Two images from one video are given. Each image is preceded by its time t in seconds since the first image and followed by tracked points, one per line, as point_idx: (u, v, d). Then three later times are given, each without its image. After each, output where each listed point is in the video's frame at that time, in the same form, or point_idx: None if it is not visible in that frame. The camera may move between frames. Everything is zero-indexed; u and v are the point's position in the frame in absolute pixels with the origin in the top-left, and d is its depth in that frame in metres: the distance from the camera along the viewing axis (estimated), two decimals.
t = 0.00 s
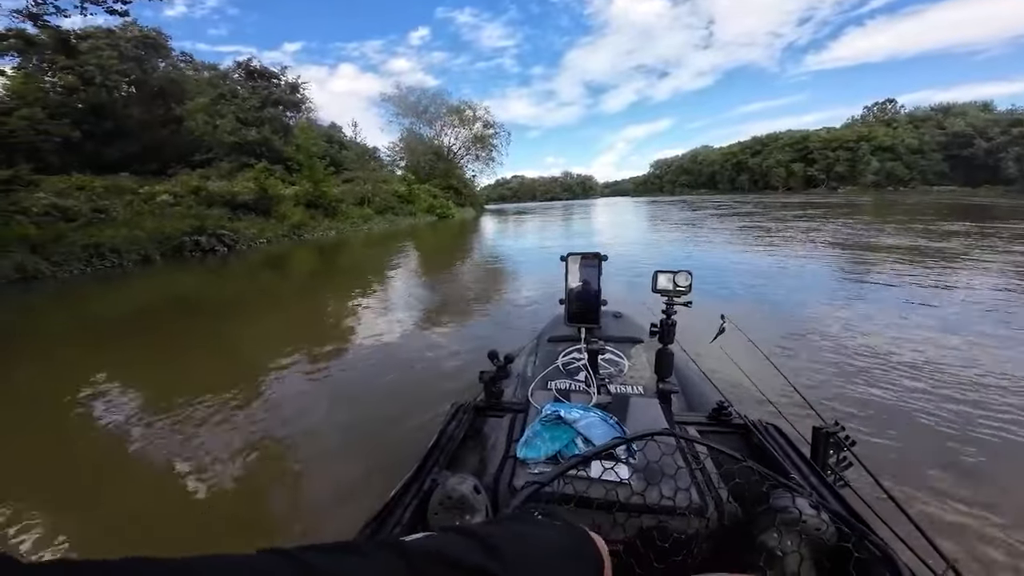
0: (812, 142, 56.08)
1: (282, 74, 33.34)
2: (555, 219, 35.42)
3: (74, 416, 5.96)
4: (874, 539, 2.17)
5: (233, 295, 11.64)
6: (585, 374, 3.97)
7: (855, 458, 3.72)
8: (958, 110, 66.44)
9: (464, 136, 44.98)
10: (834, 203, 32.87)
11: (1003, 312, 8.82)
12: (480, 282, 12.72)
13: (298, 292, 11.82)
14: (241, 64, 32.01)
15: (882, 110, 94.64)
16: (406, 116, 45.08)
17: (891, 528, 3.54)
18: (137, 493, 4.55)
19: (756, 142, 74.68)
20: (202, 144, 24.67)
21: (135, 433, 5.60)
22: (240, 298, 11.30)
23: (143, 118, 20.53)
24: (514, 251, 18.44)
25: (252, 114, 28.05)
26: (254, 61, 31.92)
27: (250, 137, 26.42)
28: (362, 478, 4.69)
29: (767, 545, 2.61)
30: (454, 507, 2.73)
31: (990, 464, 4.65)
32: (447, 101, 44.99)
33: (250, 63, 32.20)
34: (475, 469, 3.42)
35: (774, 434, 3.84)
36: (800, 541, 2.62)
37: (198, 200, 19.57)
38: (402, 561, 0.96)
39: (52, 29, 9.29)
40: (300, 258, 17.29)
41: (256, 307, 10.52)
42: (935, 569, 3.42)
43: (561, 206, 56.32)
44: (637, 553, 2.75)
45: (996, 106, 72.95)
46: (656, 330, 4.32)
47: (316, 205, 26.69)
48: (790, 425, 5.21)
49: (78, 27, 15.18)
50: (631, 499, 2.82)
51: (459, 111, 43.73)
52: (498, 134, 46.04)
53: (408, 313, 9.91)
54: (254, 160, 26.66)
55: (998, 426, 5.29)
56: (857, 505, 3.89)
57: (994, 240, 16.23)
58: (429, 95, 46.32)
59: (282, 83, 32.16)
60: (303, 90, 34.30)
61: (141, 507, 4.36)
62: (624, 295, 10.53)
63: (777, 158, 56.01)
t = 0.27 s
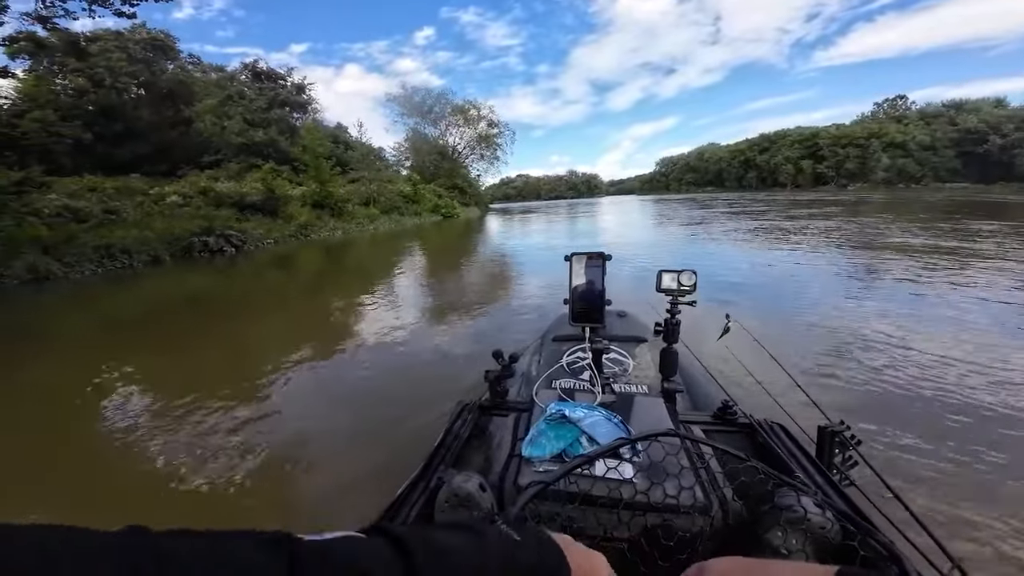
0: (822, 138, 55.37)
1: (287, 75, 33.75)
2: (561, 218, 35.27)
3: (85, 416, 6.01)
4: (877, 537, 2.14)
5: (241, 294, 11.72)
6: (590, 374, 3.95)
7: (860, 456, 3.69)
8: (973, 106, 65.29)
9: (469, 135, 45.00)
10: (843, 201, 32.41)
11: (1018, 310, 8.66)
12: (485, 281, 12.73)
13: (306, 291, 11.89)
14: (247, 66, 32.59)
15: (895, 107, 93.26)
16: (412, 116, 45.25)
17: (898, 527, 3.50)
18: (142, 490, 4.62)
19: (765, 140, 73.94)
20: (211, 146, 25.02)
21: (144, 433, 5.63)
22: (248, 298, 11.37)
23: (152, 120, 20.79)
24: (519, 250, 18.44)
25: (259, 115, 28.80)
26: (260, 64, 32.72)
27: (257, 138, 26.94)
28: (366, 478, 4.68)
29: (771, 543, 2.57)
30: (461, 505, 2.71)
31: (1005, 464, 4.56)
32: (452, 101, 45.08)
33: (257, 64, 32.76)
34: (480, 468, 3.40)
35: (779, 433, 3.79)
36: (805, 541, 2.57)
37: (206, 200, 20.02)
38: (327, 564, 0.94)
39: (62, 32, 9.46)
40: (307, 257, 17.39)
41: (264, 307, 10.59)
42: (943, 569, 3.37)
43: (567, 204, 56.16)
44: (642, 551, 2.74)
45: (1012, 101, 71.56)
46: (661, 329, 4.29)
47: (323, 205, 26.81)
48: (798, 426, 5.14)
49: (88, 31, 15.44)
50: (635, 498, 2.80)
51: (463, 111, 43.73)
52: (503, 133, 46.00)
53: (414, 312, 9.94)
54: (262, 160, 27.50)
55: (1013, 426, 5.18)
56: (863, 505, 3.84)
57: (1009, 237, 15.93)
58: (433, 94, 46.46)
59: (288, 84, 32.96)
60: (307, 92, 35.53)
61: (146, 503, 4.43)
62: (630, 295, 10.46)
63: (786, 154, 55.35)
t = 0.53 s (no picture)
0: (833, 136, 54.70)
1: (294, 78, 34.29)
2: (566, 217, 35.21)
3: (96, 415, 6.09)
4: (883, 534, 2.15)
5: (249, 295, 11.83)
6: (594, 374, 3.93)
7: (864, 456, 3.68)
8: (987, 102, 64.17)
9: (474, 135, 45.10)
10: (854, 199, 31.86)
11: None
12: (490, 281, 12.76)
13: (313, 292, 11.97)
14: (255, 68, 33.89)
15: (907, 103, 92.07)
16: (417, 116, 45.52)
17: (905, 526, 3.48)
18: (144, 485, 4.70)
19: (773, 138, 73.10)
20: (221, 148, 25.43)
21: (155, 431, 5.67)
22: (256, 299, 11.47)
23: (162, 122, 21.07)
24: (524, 249, 18.46)
25: (266, 117, 29.81)
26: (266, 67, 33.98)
27: (266, 140, 27.57)
28: (370, 478, 4.68)
29: (776, 543, 2.62)
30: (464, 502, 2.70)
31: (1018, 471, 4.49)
32: (457, 101, 45.24)
33: (264, 66, 34.29)
34: (484, 467, 3.39)
35: (785, 433, 3.75)
36: (809, 539, 2.59)
37: (217, 201, 20.51)
38: (306, 526, 0.88)
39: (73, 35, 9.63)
40: (314, 258, 17.53)
41: (272, 307, 10.67)
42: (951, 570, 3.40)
43: (572, 204, 56.11)
44: (646, 550, 2.73)
45: None
46: (665, 329, 4.26)
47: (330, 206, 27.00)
48: (807, 428, 5.08)
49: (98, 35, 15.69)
50: (640, 497, 2.76)
51: (468, 110, 43.82)
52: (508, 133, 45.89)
53: (420, 312, 9.98)
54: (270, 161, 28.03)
55: None
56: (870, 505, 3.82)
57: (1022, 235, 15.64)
58: (438, 94, 46.67)
59: (294, 86, 34.50)
60: (314, 94, 36.29)
61: (149, 497, 4.54)
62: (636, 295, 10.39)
63: (795, 152, 54.75)
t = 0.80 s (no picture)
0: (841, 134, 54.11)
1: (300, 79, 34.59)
2: (570, 216, 35.14)
3: (106, 416, 6.15)
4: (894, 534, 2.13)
5: (256, 295, 11.91)
6: (599, 372, 3.92)
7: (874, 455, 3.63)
8: (1000, 98, 63.21)
9: (478, 134, 45.15)
10: (862, 196, 31.44)
11: None
12: (494, 280, 12.75)
13: (319, 292, 12.03)
14: (261, 69, 34.19)
15: (917, 100, 90.86)
16: (422, 116, 45.64)
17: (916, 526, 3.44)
18: (157, 484, 4.75)
19: (781, 136, 72.50)
20: (228, 149, 25.68)
21: (167, 430, 5.73)
22: (262, 299, 11.54)
23: (171, 124, 21.35)
24: (528, 248, 18.44)
25: (273, 118, 30.28)
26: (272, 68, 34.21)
27: (273, 141, 27.74)
28: (376, 477, 4.71)
29: (785, 543, 2.58)
30: (468, 502, 2.69)
31: None
32: (461, 101, 45.31)
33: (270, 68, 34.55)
34: (488, 466, 3.38)
35: (793, 432, 3.71)
36: (819, 539, 2.56)
37: (224, 203, 20.57)
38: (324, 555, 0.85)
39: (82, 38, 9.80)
40: (320, 258, 17.63)
41: (279, 307, 10.74)
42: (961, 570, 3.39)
43: (577, 203, 55.96)
44: (653, 551, 2.70)
45: None
46: (670, 327, 4.23)
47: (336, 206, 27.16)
48: (815, 427, 5.03)
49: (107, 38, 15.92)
50: (646, 498, 2.73)
51: (472, 110, 43.87)
52: (513, 132, 45.88)
53: (424, 311, 10.00)
54: (277, 162, 28.20)
55: None
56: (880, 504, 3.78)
57: None
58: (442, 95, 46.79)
59: (300, 87, 34.82)
60: (320, 95, 36.44)
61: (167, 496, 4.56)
62: (642, 294, 10.34)
63: (802, 150, 54.20)
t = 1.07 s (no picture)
0: (848, 132, 53.53)
1: (304, 78, 34.97)
2: (574, 215, 35.01)
3: (115, 412, 6.22)
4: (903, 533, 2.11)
5: (260, 294, 11.98)
6: (602, 371, 3.90)
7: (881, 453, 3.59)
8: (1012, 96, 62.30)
9: (482, 133, 45.11)
10: (869, 194, 31.12)
11: None
12: (497, 279, 12.77)
13: (324, 291, 12.10)
14: (266, 69, 34.46)
15: (927, 98, 89.79)
16: (425, 115, 45.71)
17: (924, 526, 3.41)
18: (169, 480, 4.80)
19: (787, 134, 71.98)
20: (234, 149, 25.86)
21: (173, 429, 5.75)
22: (267, 298, 11.60)
23: (177, 123, 21.54)
24: (531, 247, 18.43)
25: (278, 118, 30.49)
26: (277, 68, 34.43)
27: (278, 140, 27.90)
28: (380, 475, 4.70)
29: (791, 541, 2.56)
30: (473, 500, 2.68)
31: None
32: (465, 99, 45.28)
33: (275, 68, 34.80)
34: (491, 464, 3.38)
35: (799, 430, 3.68)
36: (825, 537, 2.55)
37: (230, 202, 20.67)
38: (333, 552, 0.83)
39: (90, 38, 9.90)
40: (325, 257, 17.70)
41: (284, 306, 10.81)
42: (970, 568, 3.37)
43: (581, 202, 55.83)
44: (657, 549, 2.68)
45: None
46: (674, 326, 4.21)
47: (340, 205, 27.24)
48: (821, 426, 5.00)
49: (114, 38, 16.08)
50: (652, 497, 2.71)
51: (476, 109, 43.85)
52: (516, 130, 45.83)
53: (428, 310, 10.02)
54: (282, 161, 28.34)
55: None
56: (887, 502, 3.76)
57: None
58: (445, 93, 46.82)
59: (305, 86, 35.04)
60: (324, 95, 36.57)
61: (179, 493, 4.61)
62: (646, 293, 10.32)
63: (808, 148, 53.73)
